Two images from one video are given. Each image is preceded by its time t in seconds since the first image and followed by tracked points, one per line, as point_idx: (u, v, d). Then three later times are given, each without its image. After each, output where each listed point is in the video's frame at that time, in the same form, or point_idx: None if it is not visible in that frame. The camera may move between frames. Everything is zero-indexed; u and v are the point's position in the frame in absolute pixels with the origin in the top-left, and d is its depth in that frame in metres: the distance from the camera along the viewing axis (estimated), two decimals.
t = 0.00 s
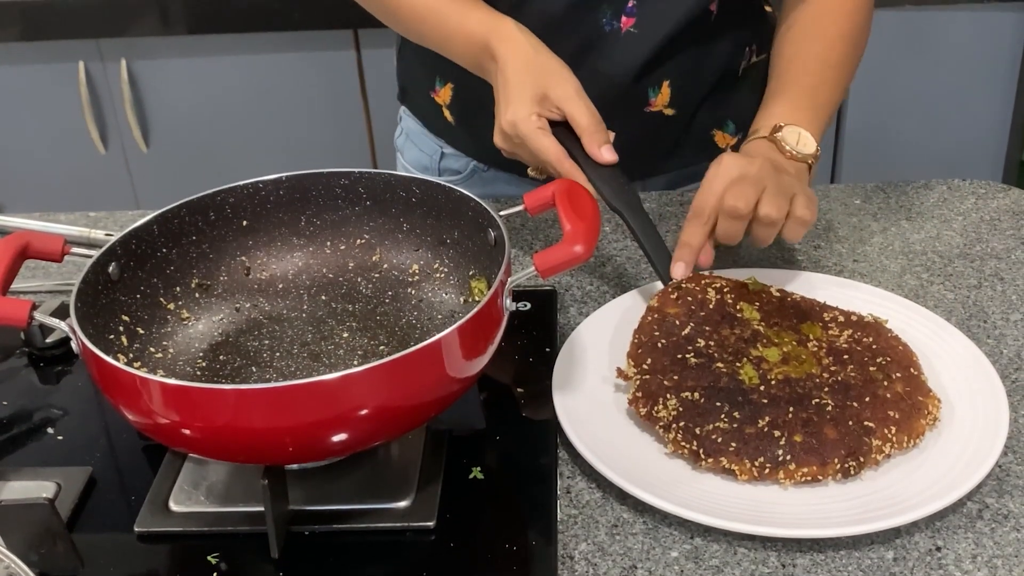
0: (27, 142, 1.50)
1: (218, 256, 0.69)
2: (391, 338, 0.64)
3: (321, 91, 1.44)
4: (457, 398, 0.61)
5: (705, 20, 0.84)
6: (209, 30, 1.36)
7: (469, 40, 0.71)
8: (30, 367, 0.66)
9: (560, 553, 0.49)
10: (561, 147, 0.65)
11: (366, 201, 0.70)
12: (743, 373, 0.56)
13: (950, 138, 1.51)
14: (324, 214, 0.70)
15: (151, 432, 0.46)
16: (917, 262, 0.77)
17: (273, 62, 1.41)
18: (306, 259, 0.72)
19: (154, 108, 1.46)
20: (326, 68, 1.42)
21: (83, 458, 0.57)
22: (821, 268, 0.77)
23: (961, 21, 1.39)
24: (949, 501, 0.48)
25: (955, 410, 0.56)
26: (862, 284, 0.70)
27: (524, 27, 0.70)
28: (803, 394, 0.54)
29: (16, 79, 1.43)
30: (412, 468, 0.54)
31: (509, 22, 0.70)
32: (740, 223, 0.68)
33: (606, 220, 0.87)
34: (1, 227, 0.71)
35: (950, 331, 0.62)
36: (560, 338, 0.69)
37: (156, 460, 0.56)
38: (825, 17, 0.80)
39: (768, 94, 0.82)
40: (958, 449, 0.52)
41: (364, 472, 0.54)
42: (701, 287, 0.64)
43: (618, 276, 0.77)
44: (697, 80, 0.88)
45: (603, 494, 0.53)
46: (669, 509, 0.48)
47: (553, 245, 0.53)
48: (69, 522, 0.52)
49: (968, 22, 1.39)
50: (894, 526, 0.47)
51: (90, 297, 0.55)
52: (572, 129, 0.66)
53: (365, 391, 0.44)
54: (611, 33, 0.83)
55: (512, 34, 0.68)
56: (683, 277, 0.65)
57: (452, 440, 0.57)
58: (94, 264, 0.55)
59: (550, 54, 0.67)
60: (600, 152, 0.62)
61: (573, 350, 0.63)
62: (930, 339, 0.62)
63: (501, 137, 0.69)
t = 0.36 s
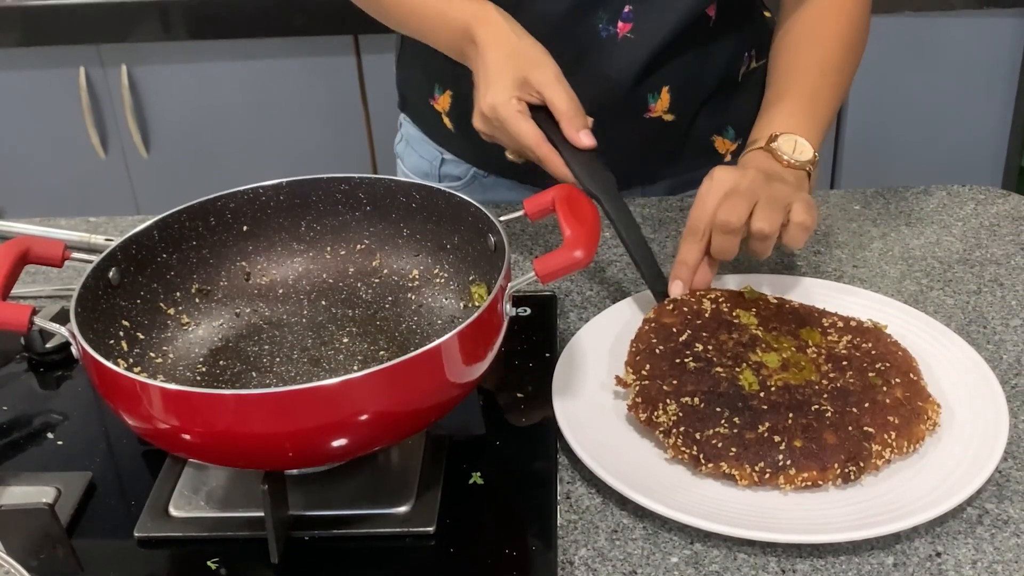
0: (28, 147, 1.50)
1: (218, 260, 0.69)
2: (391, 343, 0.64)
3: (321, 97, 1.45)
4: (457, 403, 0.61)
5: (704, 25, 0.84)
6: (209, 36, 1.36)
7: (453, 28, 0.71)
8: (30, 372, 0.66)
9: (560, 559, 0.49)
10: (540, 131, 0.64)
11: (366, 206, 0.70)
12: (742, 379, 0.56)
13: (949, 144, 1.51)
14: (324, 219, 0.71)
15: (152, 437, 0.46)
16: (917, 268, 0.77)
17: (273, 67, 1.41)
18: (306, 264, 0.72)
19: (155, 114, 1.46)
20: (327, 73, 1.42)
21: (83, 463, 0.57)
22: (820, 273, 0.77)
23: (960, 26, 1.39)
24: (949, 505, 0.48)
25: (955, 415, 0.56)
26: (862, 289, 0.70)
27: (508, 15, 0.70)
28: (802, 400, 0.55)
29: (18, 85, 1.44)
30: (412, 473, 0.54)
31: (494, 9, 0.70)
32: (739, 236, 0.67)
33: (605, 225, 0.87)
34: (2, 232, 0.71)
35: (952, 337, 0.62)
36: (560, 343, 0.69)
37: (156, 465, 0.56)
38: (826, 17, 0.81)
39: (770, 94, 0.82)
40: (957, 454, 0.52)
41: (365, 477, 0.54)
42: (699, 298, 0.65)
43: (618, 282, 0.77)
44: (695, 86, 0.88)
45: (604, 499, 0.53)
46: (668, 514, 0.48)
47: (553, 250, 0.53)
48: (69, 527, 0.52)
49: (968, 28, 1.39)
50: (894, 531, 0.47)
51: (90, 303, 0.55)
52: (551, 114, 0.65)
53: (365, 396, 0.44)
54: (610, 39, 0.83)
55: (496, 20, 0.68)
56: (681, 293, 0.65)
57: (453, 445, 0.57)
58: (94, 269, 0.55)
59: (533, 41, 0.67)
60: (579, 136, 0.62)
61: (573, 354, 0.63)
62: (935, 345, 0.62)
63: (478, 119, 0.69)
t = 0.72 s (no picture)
0: (28, 151, 1.51)
1: (218, 265, 0.69)
2: (391, 347, 0.64)
3: (322, 101, 1.45)
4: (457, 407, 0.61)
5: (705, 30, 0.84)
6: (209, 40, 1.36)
7: None
8: (30, 376, 0.66)
9: (560, 563, 0.49)
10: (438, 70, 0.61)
11: (367, 210, 0.70)
12: (740, 386, 0.57)
13: (949, 148, 1.51)
14: (325, 223, 0.71)
15: (152, 441, 0.46)
16: (917, 272, 0.77)
17: (274, 71, 1.42)
18: (306, 268, 0.72)
19: (155, 118, 1.46)
20: (327, 77, 1.42)
21: (83, 467, 0.57)
22: (820, 277, 0.77)
23: (960, 31, 1.39)
24: (950, 509, 0.48)
25: (954, 418, 0.56)
26: (861, 294, 0.70)
27: None
28: (801, 405, 0.55)
29: (18, 89, 1.44)
30: (412, 478, 0.54)
31: None
32: (748, 233, 0.68)
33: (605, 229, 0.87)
34: (2, 236, 0.71)
35: (951, 341, 0.62)
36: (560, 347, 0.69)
37: (156, 470, 0.56)
38: (823, 19, 0.81)
39: (765, 93, 0.82)
40: (957, 457, 0.52)
41: (365, 481, 0.54)
42: (690, 317, 0.65)
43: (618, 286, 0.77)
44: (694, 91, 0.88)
45: (603, 503, 0.53)
46: (669, 517, 0.48)
47: (552, 255, 0.53)
48: (69, 531, 0.52)
49: (968, 33, 1.40)
50: (895, 535, 0.47)
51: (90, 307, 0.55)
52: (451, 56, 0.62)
53: (365, 400, 0.44)
54: (609, 44, 0.83)
55: None
56: (672, 314, 0.66)
57: (452, 449, 0.57)
58: (95, 273, 0.56)
59: None
60: (475, 73, 0.59)
61: (573, 358, 0.63)
62: (935, 349, 0.62)
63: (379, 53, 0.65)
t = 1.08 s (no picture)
0: (28, 153, 1.51)
1: (218, 267, 0.69)
2: (390, 350, 0.64)
3: (321, 104, 1.45)
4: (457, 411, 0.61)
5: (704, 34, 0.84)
6: (209, 43, 1.36)
7: None
8: (30, 379, 0.66)
9: (560, 567, 0.49)
10: None
11: (367, 213, 0.70)
12: (740, 390, 0.57)
13: (948, 151, 1.51)
14: (324, 226, 0.71)
15: (151, 444, 0.46)
16: (917, 275, 0.77)
17: (273, 75, 1.42)
18: (306, 271, 0.72)
19: (155, 121, 1.46)
20: (327, 80, 1.42)
21: (83, 470, 0.57)
22: (820, 281, 0.77)
23: (960, 34, 1.39)
24: (950, 512, 0.48)
25: (954, 421, 0.56)
26: (861, 297, 0.70)
27: None
28: (800, 408, 0.55)
29: (18, 92, 1.44)
30: (412, 481, 0.54)
31: None
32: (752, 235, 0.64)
33: (605, 232, 0.87)
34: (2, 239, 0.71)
35: (951, 344, 0.62)
36: (560, 350, 0.69)
37: (156, 473, 0.56)
38: (822, 21, 0.80)
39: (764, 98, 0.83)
40: (957, 460, 0.52)
41: (364, 485, 0.54)
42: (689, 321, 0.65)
43: (618, 289, 0.77)
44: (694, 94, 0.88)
45: (603, 506, 0.53)
46: (668, 520, 0.48)
47: (552, 258, 0.53)
48: (68, 534, 0.52)
49: (967, 36, 1.40)
50: (896, 538, 0.47)
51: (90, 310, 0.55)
52: None
53: (365, 403, 0.44)
54: (609, 46, 0.83)
55: None
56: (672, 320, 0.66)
57: (452, 452, 0.57)
58: (94, 276, 0.56)
59: None
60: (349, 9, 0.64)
61: (572, 362, 0.63)
62: (935, 353, 0.62)
63: None
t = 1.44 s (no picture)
0: (28, 156, 1.51)
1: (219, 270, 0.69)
2: (391, 354, 0.65)
3: (321, 106, 1.45)
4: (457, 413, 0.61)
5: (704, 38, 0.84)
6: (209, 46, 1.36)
7: None
8: (30, 381, 0.66)
9: (559, 569, 0.49)
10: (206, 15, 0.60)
11: (367, 215, 0.70)
12: (739, 392, 0.57)
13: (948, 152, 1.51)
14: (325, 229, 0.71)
15: (151, 446, 0.46)
16: (916, 278, 0.77)
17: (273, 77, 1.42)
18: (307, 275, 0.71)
19: (155, 123, 1.46)
20: (327, 82, 1.42)
21: (83, 472, 0.57)
22: (820, 283, 0.78)
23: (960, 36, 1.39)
24: (951, 515, 0.48)
25: (954, 423, 0.56)
26: (861, 300, 0.70)
27: None
28: (800, 410, 0.55)
29: (18, 94, 1.44)
30: (412, 483, 0.54)
31: None
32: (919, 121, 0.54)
33: (604, 234, 0.87)
34: (3, 241, 0.71)
35: (950, 346, 0.62)
36: (560, 352, 0.69)
37: (156, 475, 0.56)
38: None
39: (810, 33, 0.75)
40: (957, 462, 0.52)
41: (364, 487, 0.54)
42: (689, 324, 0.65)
43: (617, 291, 0.77)
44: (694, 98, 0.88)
45: (603, 509, 0.53)
46: (668, 522, 0.48)
47: (551, 260, 0.53)
48: (69, 536, 0.52)
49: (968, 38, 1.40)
50: (897, 541, 0.47)
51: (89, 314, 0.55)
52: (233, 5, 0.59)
53: (364, 406, 0.44)
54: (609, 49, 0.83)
55: None
56: (670, 323, 0.66)
57: (452, 455, 0.57)
58: (95, 278, 0.56)
59: None
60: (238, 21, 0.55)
61: (572, 364, 0.63)
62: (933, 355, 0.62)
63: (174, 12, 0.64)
